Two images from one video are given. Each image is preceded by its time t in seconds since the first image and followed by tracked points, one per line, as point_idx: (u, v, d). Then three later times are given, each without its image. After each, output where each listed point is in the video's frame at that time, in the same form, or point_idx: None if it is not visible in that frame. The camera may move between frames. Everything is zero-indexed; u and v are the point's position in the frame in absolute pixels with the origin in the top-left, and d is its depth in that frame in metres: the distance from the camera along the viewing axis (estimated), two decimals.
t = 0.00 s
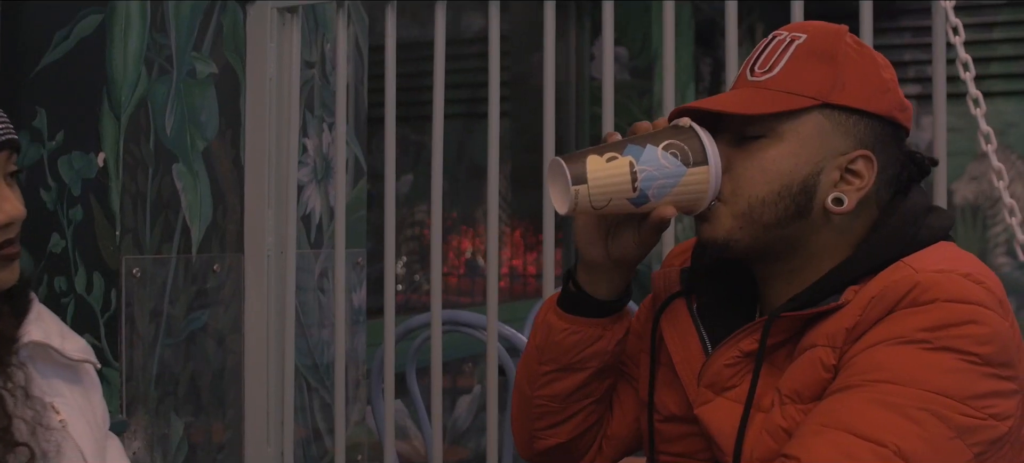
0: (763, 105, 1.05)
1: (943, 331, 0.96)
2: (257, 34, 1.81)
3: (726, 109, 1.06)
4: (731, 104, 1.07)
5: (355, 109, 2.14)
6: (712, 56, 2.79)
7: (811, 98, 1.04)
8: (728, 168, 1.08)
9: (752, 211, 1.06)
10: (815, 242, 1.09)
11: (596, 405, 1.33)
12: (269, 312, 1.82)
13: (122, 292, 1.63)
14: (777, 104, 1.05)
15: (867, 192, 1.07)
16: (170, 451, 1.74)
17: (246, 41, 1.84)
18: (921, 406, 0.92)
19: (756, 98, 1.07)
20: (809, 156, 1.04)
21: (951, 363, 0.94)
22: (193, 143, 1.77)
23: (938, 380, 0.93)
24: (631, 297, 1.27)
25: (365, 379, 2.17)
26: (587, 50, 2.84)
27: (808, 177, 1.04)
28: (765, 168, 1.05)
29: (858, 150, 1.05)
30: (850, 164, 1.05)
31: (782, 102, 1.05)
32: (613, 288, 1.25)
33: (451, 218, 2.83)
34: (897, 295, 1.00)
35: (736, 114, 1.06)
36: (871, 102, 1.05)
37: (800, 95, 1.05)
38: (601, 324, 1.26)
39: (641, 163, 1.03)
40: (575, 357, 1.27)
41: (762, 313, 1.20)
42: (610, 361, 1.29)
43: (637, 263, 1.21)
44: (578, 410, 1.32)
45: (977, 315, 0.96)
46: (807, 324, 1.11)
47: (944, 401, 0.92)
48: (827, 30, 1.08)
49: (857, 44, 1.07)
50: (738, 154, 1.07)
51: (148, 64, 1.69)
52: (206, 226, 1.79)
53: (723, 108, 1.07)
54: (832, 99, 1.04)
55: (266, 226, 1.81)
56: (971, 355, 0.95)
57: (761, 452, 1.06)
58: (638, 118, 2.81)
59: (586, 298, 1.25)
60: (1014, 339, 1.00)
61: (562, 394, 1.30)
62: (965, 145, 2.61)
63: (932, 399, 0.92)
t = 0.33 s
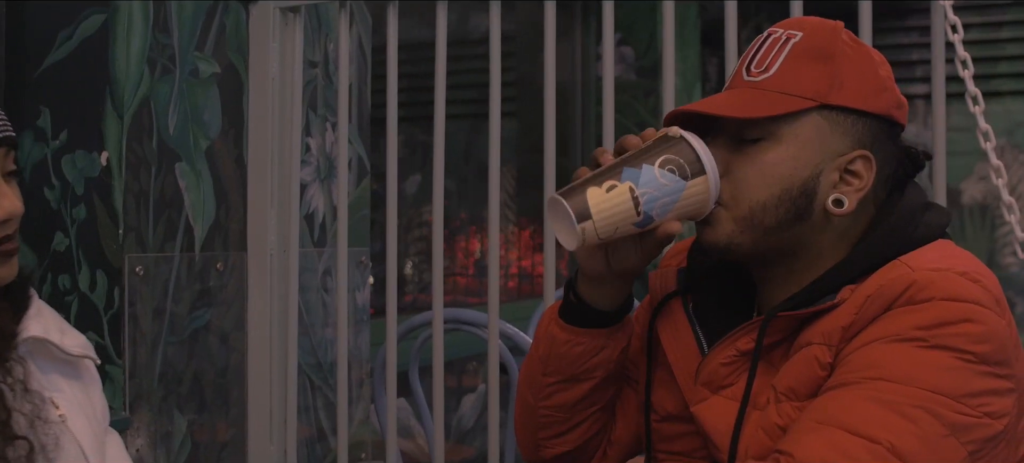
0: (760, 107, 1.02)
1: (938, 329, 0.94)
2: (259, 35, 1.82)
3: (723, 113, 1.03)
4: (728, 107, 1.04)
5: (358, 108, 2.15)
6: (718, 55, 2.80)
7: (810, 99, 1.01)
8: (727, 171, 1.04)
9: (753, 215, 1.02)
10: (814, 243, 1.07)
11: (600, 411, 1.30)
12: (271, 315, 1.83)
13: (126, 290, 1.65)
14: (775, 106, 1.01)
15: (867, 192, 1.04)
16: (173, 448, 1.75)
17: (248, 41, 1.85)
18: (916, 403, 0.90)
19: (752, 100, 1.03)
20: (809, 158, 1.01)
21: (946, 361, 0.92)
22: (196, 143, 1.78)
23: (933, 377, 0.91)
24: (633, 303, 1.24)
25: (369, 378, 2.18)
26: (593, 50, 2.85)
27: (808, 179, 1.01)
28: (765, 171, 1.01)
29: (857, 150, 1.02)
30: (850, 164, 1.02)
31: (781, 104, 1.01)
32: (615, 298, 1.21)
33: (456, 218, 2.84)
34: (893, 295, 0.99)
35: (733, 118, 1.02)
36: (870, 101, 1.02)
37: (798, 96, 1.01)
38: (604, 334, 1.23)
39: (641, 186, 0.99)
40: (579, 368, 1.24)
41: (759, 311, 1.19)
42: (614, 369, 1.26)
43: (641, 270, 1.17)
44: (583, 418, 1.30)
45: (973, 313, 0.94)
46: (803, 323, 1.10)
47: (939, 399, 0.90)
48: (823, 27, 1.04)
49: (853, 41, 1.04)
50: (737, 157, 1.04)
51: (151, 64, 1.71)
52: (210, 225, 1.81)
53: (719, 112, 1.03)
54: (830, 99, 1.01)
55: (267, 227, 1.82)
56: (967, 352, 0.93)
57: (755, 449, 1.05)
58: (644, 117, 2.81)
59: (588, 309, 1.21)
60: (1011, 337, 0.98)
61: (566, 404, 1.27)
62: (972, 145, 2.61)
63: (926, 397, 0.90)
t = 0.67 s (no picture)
0: (764, 114, 1.00)
1: (939, 328, 0.93)
2: (268, 34, 1.83)
3: (726, 120, 1.02)
4: (733, 113, 1.02)
5: (368, 107, 2.16)
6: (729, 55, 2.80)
7: (814, 104, 0.99)
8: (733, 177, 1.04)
9: (761, 223, 1.02)
10: (818, 246, 1.06)
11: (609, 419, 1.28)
12: (280, 319, 1.83)
13: (135, 289, 1.67)
14: (779, 112, 1.00)
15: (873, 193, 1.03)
16: (182, 445, 1.77)
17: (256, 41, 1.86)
18: (914, 401, 0.89)
19: (755, 106, 1.02)
20: (815, 164, 1.00)
21: (947, 360, 0.91)
22: (205, 142, 1.79)
23: (932, 375, 0.90)
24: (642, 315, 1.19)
25: (378, 377, 2.19)
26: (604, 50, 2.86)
27: (815, 186, 1.00)
28: (772, 178, 1.00)
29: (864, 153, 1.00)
30: (855, 168, 1.00)
31: (785, 110, 1.00)
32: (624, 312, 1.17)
33: (466, 218, 2.86)
34: (894, 294, 0.98)
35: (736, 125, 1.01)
36: (874, 103, 1.00)
37: (802, 101, 1.00)
38: (615, 347, 1.19)
39: (654, 221, 0.98)
40: (591, 381, 1.20)
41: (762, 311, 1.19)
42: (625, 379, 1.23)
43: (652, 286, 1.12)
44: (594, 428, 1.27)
45: (975, 312, 0.93)
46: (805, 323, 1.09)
47: (938, 396, 0.89)
48: (825, 27, 1.02)
49: (856, 40, 1.02)
50: (743, 164, 1.03)
51: (160, 64, 1.72)
52: (219, 224, 1.82)
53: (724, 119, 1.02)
54: (834, 103, 0.99)
55: (277, 227, 1.83)
56: (967, 351, 0.91)
57: (754, 447, 1.04)
58: (654, 117, 2.82)
59: (598, 325, 1.17)
60: (1013, 337, 0.97)
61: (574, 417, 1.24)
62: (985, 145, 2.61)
63: (925, 395, 0.89)
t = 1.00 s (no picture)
0: (779, 128, 0.97)
1: (947, 330, 0.91)
2: (281, 34, 1.81)
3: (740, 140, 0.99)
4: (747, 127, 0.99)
5: (380, 106, 2.17)
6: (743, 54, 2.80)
7: (830, 116, 0.97)
8: (746, 189, 1.01)
9: (778, 238, 0.99)
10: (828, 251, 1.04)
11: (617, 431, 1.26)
12: (292, 321, 1.83)
13: (149, 287, 1.69)
14: (796, 128, 0.97)
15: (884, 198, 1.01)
16: (195, 443, 1.79)
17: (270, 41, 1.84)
18: (920, 401, 0.87)
19: (769, 119, 0.99)
20: (831, 177, 0.98)
21: (954, 361, 0.89)
22: (218, 141, 1.81)
23: (939, 375, 0.88)
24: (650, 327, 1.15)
25: (391, 376, 2.20)
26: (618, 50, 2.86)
27: (831, 199, 0.98)
28: (788, 193, 0.98)
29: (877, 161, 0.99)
30: (869, 176, 0.99)
31: (801, 126, 0.97)
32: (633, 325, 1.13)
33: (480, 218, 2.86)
34: (904, 294, 0.95)
35: (749, 144, 0.98)
36: (888, 110, 0.99)
37: (818, 113, 0.97)
38: (622, 362, 1.16)
39: (674, 261, 0.91)
40: (599, 396, 1.18)
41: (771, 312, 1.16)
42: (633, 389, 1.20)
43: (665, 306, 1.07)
44: (604, 436, 1.25)
45: (984, 313, 0.90)
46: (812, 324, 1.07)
47: (944, 397, 0.87)
48: (837, 32, 0.99)
49: (866, 42, 1.00)
50: (757, 177, 1.00)
51: (173, 65, 1.75)
52: (231, 223, 1.82)
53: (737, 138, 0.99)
54: (850, 113, 0.97)
55: (289, 222, 1.80)
56: (976, 351, 0.89)
57: (761, 444, 1.01)
58: (669, 117, 2.82)
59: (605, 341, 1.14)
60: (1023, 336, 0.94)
61: (573, 432, 1.23)
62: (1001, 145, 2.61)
63: (931, 395, 0.87)
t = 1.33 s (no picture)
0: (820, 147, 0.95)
1: (960, 331, 0.89)
2: (296, 34, 1.85)
3: (778, 158, 0.96)
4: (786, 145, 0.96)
5: (396, 105, 2.18)
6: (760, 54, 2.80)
7: (866, 130, 0.96)
8: (779, 203, 0.98)
9: (813, 252, 0.97)
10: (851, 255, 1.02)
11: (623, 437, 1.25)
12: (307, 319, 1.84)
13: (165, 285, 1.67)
14: (836, 145, 0.95)
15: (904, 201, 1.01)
16: (211, 441, 1.79)
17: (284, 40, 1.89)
18: (931, 400, 0.85)
19: (805, 135, 0.96)
20: (866, 190, 0.97)
21: (966, 361, 0.87)
22: (235, 141, 1.81)
23: (951, 375, 0.86)
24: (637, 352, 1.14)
25: (405, 373, 2.21)
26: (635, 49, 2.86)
27: (866, 212, 0.97)
28: (826, 209, 0.96)
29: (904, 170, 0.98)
30: (898, 185, 0.98)
31: (841, 142, 0.95)
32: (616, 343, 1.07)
33: (496, 217, 2.87)
34: (919, 293, 0.93)
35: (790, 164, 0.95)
36: (914, 120, 0.98)
37: (855, 127, 0.96)
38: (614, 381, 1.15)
39: (678, 323, 0.88)
40: (598, 413, 1.17)
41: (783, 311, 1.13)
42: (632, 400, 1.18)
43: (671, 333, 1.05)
44: (608, 443, 1.23)
45: (998, 314, 0.88)
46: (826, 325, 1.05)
47: (956, 397, 0.85)
48: (870, 42, 0.97)
49: (896, 50, 0.98)
50: (790, 191, 0.97)
51: (189, 65, 1.73)
52: (248, 220, 1.85)
53: (775, 156, 0.96)
54: (885, 127, 0.96)
55: (305, 222, 1.85)
56: (990, 353, 0.87)
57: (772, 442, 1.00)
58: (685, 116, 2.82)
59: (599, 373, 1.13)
60: None
61: (573, 445, 1.22)
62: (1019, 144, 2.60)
63: (943, 395, 0.85)
